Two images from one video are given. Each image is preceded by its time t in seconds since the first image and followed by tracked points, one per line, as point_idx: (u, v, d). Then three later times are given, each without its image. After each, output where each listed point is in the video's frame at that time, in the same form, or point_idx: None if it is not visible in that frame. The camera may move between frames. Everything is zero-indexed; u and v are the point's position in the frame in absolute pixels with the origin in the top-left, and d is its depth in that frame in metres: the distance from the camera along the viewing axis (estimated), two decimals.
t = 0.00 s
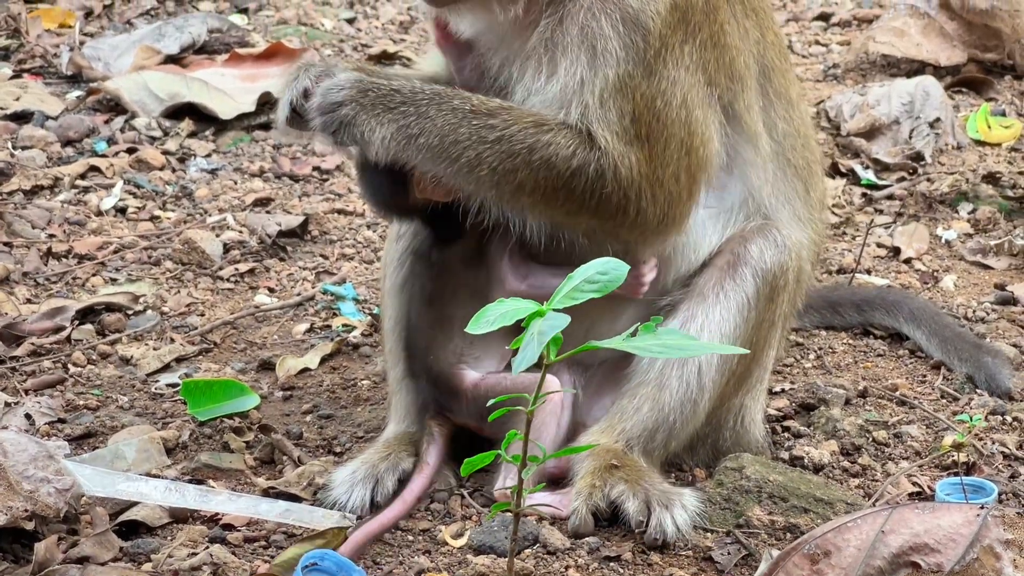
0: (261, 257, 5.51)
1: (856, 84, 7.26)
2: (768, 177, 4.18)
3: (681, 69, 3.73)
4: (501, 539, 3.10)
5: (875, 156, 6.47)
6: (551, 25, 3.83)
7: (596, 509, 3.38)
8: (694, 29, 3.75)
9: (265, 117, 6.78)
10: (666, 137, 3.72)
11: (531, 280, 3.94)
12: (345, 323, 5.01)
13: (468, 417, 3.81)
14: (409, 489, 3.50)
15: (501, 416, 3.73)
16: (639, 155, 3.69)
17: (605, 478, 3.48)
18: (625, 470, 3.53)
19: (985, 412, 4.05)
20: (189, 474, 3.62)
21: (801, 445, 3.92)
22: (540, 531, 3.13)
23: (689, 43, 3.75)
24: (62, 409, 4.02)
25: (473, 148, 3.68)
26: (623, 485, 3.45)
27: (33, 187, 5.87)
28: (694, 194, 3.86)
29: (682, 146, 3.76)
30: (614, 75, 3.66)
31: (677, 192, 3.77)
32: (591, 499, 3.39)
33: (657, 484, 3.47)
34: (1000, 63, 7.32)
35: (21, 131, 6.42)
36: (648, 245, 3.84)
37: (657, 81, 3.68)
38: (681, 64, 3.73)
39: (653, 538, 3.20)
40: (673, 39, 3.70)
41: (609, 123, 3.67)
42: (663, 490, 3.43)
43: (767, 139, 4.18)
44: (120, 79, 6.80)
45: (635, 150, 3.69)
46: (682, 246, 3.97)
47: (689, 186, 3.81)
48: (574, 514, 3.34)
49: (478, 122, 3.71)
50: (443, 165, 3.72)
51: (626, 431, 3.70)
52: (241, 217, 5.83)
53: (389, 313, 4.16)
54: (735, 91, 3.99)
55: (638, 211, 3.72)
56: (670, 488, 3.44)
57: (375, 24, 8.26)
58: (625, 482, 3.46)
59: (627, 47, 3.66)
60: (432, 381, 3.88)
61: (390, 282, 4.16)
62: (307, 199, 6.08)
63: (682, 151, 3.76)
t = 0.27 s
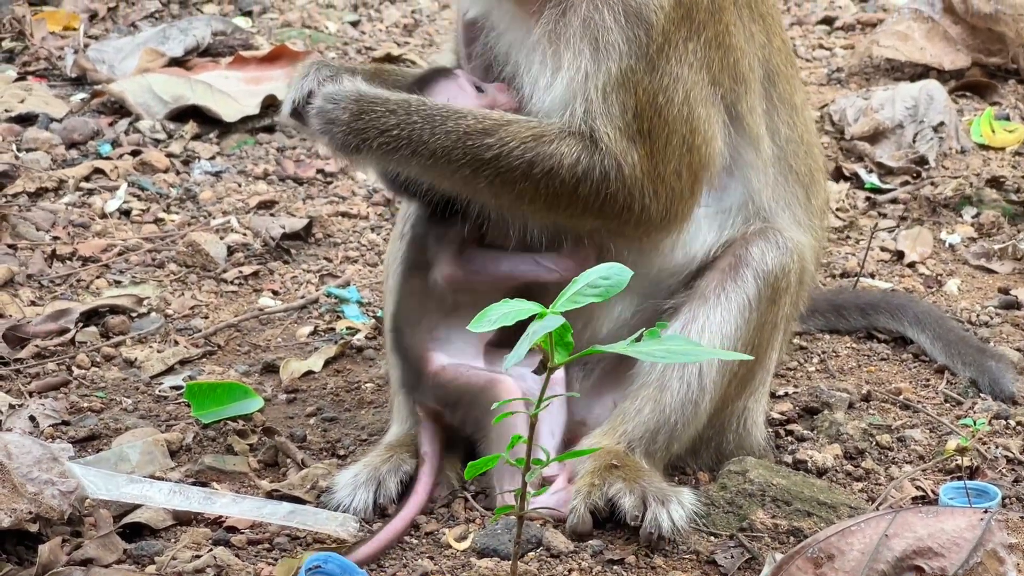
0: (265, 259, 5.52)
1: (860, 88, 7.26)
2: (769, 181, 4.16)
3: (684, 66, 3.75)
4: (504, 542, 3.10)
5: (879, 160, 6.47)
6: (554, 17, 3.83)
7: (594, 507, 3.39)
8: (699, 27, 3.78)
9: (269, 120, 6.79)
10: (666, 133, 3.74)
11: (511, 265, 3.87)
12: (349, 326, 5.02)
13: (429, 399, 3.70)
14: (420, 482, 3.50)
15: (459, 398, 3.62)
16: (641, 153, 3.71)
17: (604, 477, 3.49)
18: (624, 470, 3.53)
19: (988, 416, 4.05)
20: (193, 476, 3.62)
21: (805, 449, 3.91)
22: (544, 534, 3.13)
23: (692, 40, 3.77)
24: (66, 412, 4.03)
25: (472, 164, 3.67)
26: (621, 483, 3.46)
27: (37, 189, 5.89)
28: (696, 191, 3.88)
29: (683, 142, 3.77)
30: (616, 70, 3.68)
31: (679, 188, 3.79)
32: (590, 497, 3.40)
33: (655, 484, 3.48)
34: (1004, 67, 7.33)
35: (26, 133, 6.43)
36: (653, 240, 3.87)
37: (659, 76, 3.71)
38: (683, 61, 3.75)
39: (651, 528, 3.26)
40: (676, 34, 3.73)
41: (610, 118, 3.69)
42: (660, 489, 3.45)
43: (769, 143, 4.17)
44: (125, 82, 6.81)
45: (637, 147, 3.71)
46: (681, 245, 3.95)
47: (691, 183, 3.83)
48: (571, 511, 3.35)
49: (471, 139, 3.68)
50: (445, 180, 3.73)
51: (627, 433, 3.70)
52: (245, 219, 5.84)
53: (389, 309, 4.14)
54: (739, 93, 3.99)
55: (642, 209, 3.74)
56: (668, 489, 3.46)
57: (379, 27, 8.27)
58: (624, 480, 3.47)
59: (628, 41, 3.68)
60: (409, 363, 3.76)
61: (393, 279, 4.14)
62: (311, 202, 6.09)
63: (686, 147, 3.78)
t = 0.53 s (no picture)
0: (272, 260, 5.52)
1: (867, 91, 7.25)
2: (775, 184, 4.13)
3: (679, 58, 3.72)
4: (510, 543, 3.10)
5: (886, 163, 6.46)
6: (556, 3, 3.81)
7: (595, 495, 3.43)
8: (698, 21, 3.76)
9: (276, 121, 6.80)
10: (660, 124, 3.71)
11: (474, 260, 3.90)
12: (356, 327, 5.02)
13: (399, 406, 3.62)
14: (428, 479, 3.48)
15: (426, 408, 3.54)
16: (632, 140, 3.69)
17: (607, 468, 3.52)
18: (628, 467, 3.54)
19: (995, 419, 4.05)
20: (200, 477, 3.63)
21: (811, 451, 3.91)
22: (550, 536, 3.13)
23: (690, 32, 3.74)
24: (73, 412, 4.04)
25: (466, 118, 3.62)
26: (622, 474, 3.49)
27: (44, 190, 5.91)
28: (694, 188, 3.85)
29: (677, 134, 3.73)
30: (607, 59, 3.66)
31: (673, 181, 3.76)
32: (590, 487, 3.45)
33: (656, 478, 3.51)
34: (1011, 71, 7.32)
35: (33, 134, 6.45)
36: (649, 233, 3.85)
37: (652, 67, 3.69)
38: (680, 52, 3.73)
39: (645, 519, 3.31)
40: (673, 27, 3.71)
41: (599, 106, 3.67)
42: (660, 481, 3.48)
43: (773, 143, 4.12)
44: (132, 82, 6.83)
45: (628, 134, 3.69)
46: (694, 248, 3.99)
47: (686, 177, 3.79)
48: (572, 498, 3.41)
49: (471, 95, 3.63)
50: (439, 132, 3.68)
51: (633, 434, 3.70)
52: (252, 220, 5.85)
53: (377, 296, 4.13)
54: (743, 91, 3.95)
55: (632, 195, 3.71)
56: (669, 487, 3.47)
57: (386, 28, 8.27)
58: (625, 471, 3.51)
59: (621, 28, 3.67)
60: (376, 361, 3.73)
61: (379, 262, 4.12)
62: (317, 203, 6.09)
63: (682, 139, 3.75)
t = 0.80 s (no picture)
0: (283, 260, 5.54)
1: (878, 93, 7.24)
2: (788, 176, 4.13)
3: (688, 61, 3.71)
4: (521, 544, 3.11)
5: (897, 165, 6.45)
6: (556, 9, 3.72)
7: (601, 503, 3.38)
8: (705, 19, 3.75)
9: (287, 121, 6.81)
10: (672, 130, 3.70)
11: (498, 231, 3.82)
12: (366, 328, 5.02)
13: (434, 385, 3.69)
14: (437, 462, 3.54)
15: (460, 391, 3.60)
16: (644, 148, 3.67)
17: (616, 474, 3.50)
18: (637, 472, 3.53)
19: (1006, 422, 4.04)
20: (211, 476, 3.64)
21: (822, 453, 3.90)
22: (561, 536, 3.13)
23: (698, 31, 3.73)
24: (84, 411, 4.05)
25: (481, 119, 3.62)
26: (630, 485, 3.44)
27: (55, 189, 5.93)
28: (707, 191, 3.85)
29: (689, 140, 3.73)
30: (613, 70, 3.61)
31: (687, 187, 3.76)
32: (599, 495, 3.40)
33: (665, 491, 3.44)
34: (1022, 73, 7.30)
35: (44, 133, 6.47)
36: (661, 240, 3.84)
37: (660, 74, 3.65)
38: (687, 56, 3.71)
39: (640, 543, 3.22)
40: (679, 29, 3.68)
41: (608, 116, 3.63)
42: (666, 496, 3.40)
43: (784, 135, 4.12)
44: (143, 83, 6.86)
45: (638, 143, 3.67)
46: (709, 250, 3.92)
47: (700, 181, 3.80)
48: (579, 505, 3.35)
49: (482, 101, 3.61)
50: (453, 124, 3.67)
51: (642, 438, 3.69)
52: (262, 220, 5.86)
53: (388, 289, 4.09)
54: (755, 82, 3.96)
55: (645, 203, 3.70)
56: (678, 500, 3.41)
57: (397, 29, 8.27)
58: (634, 482, 3.45)
59: (628, 35, 3.61)
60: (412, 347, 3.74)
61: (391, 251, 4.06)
62: (328, 203, 6.11)
63: (693, 143, 3.75)
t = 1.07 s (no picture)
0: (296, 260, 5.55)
1: (890, 95, 7.22)
2: (794, 191, 4.11)
3: (691, 76, 3.70)
4: (534, 544, 3.11)
5: (910, 168, 6.43)
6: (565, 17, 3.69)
7: (615, 508, 3.39)
8: (713, 34, 3.72)
9: (299, 121, 6.83)
10: (671, 146, 3.68)
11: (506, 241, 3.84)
12: (379, 327, 5.03)
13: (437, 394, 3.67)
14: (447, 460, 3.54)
15: (461, 398, 3.59)
16: (638, 163, 3.67)
17: (631, 479, 3.49)
18: (652, 477, 3.53)
19: (1020, 425, 4.03)
20: (224, 475, 3.66)
21: (835, 455, 3.89)
22: (574, 536, 3.14)
23: (705, 47, 3.72)
24: (98, 409, 4.07)
25: (476, 120, 3.63)
26: (645, 490, 3.45)
27: (69, 188, 5.95)
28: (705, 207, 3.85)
29: (686, 157, 3.72)
30: (615, 83, 3.59)
31: (681, 205, 3.75)
32: (614, 499, 3.40)
33: (679, 495, 3.45)
34: None
35: (58, 132, 6.50)
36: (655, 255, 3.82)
37: (665, 88, 3.65)
38: (693, 71, 3.70)
39: (654, 548, 3.22)
40: (687, 43, 3.66)
41: (605, 129, 3.62)
42: (680, 501, 3.41)
43: (790, 151, 4.10)
44: (156, 81, 6.87)
45: (634, 157, 3.67)
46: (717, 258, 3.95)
47: (696, 196, 3.79)
48: (593, 509, 3.35)
49: (477, 104, 3.63)
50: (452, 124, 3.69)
51: (655, 442, 3.68)
52: (275, 220, 5.87)
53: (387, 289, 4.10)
54: (762, 97, 3.94)
55: (637, 218, 3.69)
56: (692, 504, 3.42)
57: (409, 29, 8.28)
58: (649, 488, 3.46)
59: (635, 49, 3.59)
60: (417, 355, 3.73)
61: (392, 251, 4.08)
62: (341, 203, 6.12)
63: (690, 159, 3.74)
